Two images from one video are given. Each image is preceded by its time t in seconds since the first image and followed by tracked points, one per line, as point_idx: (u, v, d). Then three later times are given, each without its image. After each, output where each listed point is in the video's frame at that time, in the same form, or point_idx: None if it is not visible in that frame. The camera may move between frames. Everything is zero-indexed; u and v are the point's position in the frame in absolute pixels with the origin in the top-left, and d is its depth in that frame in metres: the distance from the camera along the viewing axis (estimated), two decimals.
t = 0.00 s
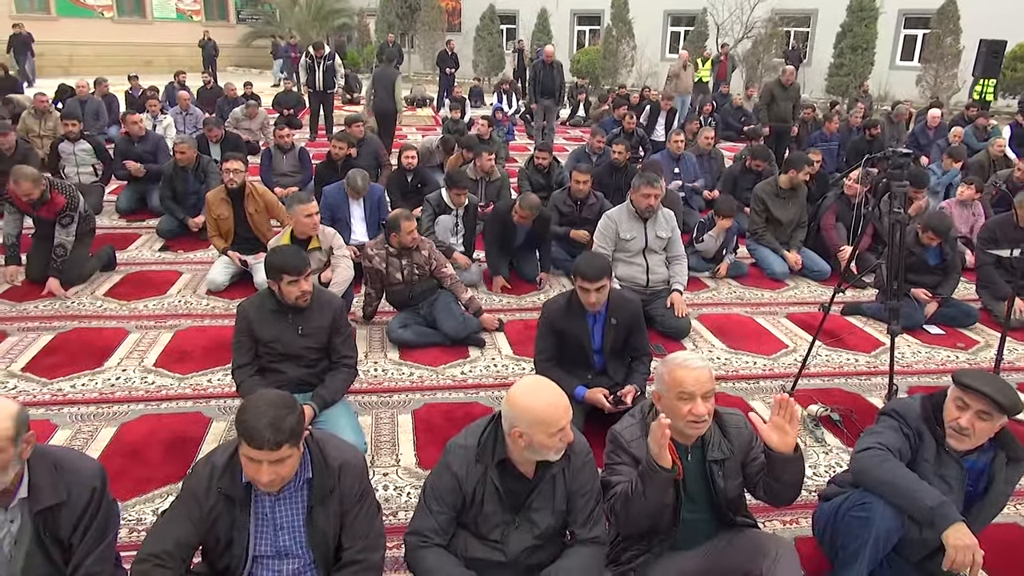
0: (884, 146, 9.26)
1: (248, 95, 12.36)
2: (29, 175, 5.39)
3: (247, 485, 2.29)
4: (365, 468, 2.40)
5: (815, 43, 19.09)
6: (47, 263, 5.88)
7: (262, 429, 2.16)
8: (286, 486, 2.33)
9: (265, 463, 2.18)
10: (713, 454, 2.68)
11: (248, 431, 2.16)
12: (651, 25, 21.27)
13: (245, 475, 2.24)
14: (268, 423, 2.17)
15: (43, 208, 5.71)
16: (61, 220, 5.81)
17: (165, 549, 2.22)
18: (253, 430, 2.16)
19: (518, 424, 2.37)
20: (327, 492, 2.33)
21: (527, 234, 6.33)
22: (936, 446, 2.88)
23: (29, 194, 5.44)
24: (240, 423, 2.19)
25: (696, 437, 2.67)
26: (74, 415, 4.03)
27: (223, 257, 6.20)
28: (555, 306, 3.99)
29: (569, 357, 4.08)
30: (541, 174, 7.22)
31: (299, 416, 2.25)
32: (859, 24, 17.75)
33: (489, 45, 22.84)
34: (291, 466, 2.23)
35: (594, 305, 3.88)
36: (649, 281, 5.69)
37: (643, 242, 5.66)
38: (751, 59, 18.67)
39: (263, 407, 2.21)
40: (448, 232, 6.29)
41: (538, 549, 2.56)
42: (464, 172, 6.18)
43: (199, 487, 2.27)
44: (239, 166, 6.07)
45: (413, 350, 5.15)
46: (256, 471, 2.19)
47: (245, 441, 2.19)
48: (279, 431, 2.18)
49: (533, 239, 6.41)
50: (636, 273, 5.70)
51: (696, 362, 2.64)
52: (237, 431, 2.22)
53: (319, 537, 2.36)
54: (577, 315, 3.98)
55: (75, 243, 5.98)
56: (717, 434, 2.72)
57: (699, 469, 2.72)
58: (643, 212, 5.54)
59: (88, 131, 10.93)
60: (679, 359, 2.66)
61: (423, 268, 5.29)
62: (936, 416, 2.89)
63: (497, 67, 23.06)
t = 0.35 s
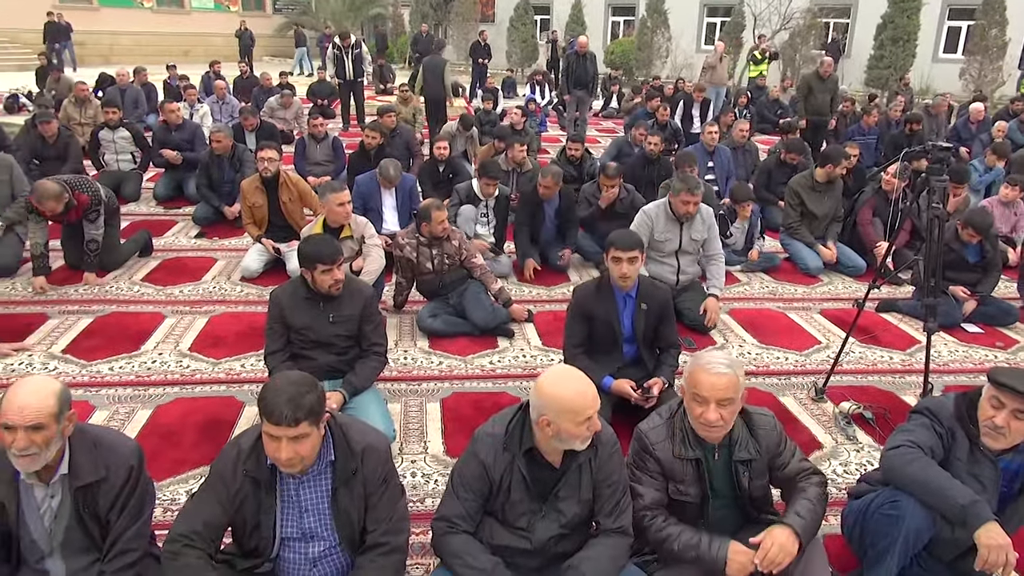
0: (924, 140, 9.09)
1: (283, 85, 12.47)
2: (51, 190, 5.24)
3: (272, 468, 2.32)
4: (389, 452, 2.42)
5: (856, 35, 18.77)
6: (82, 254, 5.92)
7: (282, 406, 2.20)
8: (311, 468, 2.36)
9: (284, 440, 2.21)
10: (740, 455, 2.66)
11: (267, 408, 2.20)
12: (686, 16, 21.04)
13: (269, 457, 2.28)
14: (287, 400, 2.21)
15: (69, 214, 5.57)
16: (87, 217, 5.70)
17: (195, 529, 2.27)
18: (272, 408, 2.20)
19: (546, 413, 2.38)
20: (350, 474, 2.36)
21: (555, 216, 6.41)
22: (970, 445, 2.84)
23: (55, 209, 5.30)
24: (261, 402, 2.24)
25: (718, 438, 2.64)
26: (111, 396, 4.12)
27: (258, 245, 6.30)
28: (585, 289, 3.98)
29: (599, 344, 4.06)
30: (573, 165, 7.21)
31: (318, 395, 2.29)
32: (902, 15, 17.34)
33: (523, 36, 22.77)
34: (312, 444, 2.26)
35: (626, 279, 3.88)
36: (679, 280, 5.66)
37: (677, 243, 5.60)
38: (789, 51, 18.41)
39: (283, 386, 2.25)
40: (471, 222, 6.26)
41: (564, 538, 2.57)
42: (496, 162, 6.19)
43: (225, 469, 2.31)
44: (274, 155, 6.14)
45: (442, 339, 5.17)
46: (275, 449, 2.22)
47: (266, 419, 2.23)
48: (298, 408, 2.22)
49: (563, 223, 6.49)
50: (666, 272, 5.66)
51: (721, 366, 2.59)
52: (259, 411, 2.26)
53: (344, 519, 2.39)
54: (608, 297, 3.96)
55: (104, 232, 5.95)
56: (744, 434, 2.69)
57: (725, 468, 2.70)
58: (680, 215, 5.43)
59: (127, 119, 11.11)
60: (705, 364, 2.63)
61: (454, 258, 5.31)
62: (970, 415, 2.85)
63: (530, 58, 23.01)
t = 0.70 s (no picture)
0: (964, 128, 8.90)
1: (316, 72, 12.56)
2: (79, 177, 5.32)
3: (304, 447, 2.36)
4: (417, 434, 2.44)
5: (895, 20, 18.42)
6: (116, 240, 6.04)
7: (317, 382, 2.24)
8: (341, 448, 2.39)
9: (319, 416, 2.24)
10: (771, 457, 2.62)
11: (301, 384, 2.24)
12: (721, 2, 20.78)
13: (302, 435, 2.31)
14: (319, 376, 2.25)
15: (99, 202, 5.66)
16: (121, 205, 5.79)
17: (228, 507, 2.32)
18: (308, 385, 2.24)
19: (571, 401, 2.39)
20: (379, 455, 2.39)
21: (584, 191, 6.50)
22: (1005, 438, 2.81)
23: (82, 196, 5.38)
24: (294, 379, 2.27)
25: (741, 437, 2.58)
26: (147, 377, 4.21)
27: (290, 231, 6.36)
28: (615, 270, 3.97)
29: (629, 327, 4.03)
30: (604, 153, 7.18)
31: (349, 371, 2.34)
32: None
33: (554, 23, 22.65)
34: (345, 420, 2.29)
35: (655, 258, 3.85)
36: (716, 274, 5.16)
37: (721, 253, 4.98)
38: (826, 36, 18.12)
39: (314, 364, 2.29)
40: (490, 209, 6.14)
41: (590, 524, 2.58)
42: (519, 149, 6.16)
43: (258, 449, 2.35)
44: (305, 142, 6.22)
45: (471, 326, 5.18)
46: (309, 426, 2.25)
47: (298, 396, 2.26)
48: (331, 384, 2.26)
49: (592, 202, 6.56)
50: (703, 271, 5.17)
51: (744, 373, 2.49)
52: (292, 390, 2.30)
53: (373, 499, 2.42)
54: (637, 276, 3.94)
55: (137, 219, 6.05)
56: (776, 435, 2.63)
57: (756, 467, 2.66)
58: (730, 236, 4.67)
59: (164, 106, 11.28)
60: (730, 368, 2.54)
61: (483, 245, 5.30)
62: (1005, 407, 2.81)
63: (561, 46, 22.90)
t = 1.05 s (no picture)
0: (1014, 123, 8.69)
1: (354, 62, 12.65)
2: (119, 155, 5.44)
3: (341, 431, 2.40)
4: (452, 422, 2.46)
5: (944, 11, 18.02)
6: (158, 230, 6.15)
7: (363, 363, 2.28)
8: (378, 433, 2.42)
9: (364, 397, 2.27)
10: (803, 459, 2.58)
11: (347, 365, 2.27)
12: None
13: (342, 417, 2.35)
14: (364, 357, 2.30)
15: (139, 186, 5.76)
16: (160, 190, 5.89)
17: (265, 489, 2.36)
18: (355, 365, 2.27)
19: (597, 393, 2.41)
20: (415, 442, 2.41)
21: (616, 176, 6.51)
22: None
23: (120, 176, 5.50)
24: (338, 362, 2.31)
25: (771, 444, 2.54)
26: (187, 361, 4.29)
27: (327, 219, 6.42)
28: (650, 259, 3.95)
29: (662, 317, 4.00)
30: (640, 145, 7.14)
31: (390, 354, 2.38)
32: None
33: (593, 13, 22.52)
34: (388, 401, 2.32)
35: (690, 245, 3.86)
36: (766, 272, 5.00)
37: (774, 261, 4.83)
38: (872, 28, 17.78)
39: (357, 348, 2.32)
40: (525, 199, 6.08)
41: (620, 516, 2.59)
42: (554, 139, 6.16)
43: (296, 434, 2.38)
44: (344, 131, 6.24)
45: (505, 316, 5.18)
46: (353, 408, 2.28)
47: (342, 377, 2.29)
48: (376, 365, 2.31)
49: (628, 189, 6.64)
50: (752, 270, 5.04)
51: (777, 384, 2.43)
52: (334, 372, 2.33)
53: (407, 485, 2.45)
54: (671, 266, 3.91)
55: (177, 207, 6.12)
56: (809, 437, 2.58)
57: (787, 469, 2.63)
58: (786, 248, 4.51)
59: (205, 95, 11.45)
60: (763, 378, 2.47)
61: (517, 236, 5.30)
62: None
63: (599, 36, 22.76)
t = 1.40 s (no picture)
0: None
1: (391, 55, 12.71)
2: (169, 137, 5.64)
3: (376, 423, 2.41)
4: (485, 415, 2.47)
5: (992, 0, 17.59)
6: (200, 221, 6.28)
7: (409, 354, 2.30)
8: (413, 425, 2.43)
9: (412, 388, 2.28)
10: (838, 459, 2.55)
11: (392, 357, 2.28)
12: None
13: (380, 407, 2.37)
14: (407, 349, 2.31)
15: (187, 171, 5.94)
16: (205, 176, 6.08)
17: (301, 477, 2.40)
18: (401, 358, 2.28)
19: (628, 383, 2.40)
20: (448, 434, 2.42)
21: (648, 169, 6.43)
22: None
23: (171, 158, 5.69)
24: (381, 355, 2.30)
25: (805, 444, 2.51)
26: (225, 350, 4.36)
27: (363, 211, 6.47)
28: (687, 253, 3.90)
29: (698, 311, 3.95)
30: (677, 138, 7.09)
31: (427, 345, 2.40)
32: None
33: (630, 4, 22.36)
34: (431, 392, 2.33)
35: (729, 239, 3.79)
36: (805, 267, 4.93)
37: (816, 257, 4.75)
38: (917, 18, 17.42)
39: (397, 342, 2.33)
40: (567, 190, 6.13)
41: (653, 511, 2.58)
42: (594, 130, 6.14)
43: (331, 424, 2.41)
44: (380, 126, 6.28)
45: (540, 309, 5.17)
46: (396, 401, 2.29)
47: (386, 371, 2.28)
48: (419, 354, 2.33)
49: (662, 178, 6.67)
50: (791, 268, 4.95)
51: (811, 385, 2.39)
52: (374, 367, 2.31)
53: (440, 477, 2.46)
54: (710, 260, 3.86)
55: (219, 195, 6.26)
56: (844, 437, 2.54)
57: (821, 469, 2.59)
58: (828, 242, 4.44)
59: (244, 88, 11.59)
60: (795, 376, 2.43)
61: (552, 230, 5.28)
62: None
63: (636, 28, 22.57)
